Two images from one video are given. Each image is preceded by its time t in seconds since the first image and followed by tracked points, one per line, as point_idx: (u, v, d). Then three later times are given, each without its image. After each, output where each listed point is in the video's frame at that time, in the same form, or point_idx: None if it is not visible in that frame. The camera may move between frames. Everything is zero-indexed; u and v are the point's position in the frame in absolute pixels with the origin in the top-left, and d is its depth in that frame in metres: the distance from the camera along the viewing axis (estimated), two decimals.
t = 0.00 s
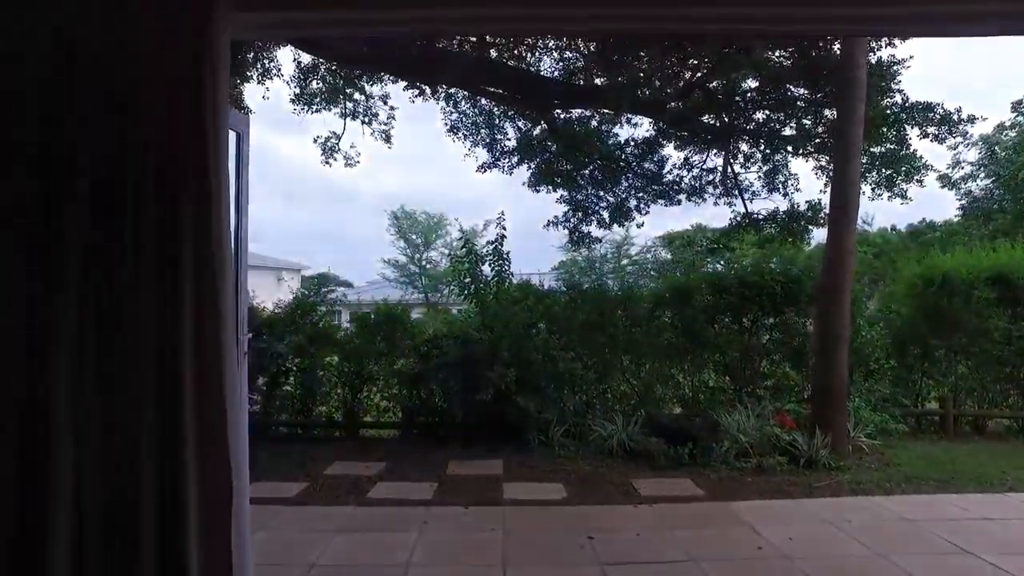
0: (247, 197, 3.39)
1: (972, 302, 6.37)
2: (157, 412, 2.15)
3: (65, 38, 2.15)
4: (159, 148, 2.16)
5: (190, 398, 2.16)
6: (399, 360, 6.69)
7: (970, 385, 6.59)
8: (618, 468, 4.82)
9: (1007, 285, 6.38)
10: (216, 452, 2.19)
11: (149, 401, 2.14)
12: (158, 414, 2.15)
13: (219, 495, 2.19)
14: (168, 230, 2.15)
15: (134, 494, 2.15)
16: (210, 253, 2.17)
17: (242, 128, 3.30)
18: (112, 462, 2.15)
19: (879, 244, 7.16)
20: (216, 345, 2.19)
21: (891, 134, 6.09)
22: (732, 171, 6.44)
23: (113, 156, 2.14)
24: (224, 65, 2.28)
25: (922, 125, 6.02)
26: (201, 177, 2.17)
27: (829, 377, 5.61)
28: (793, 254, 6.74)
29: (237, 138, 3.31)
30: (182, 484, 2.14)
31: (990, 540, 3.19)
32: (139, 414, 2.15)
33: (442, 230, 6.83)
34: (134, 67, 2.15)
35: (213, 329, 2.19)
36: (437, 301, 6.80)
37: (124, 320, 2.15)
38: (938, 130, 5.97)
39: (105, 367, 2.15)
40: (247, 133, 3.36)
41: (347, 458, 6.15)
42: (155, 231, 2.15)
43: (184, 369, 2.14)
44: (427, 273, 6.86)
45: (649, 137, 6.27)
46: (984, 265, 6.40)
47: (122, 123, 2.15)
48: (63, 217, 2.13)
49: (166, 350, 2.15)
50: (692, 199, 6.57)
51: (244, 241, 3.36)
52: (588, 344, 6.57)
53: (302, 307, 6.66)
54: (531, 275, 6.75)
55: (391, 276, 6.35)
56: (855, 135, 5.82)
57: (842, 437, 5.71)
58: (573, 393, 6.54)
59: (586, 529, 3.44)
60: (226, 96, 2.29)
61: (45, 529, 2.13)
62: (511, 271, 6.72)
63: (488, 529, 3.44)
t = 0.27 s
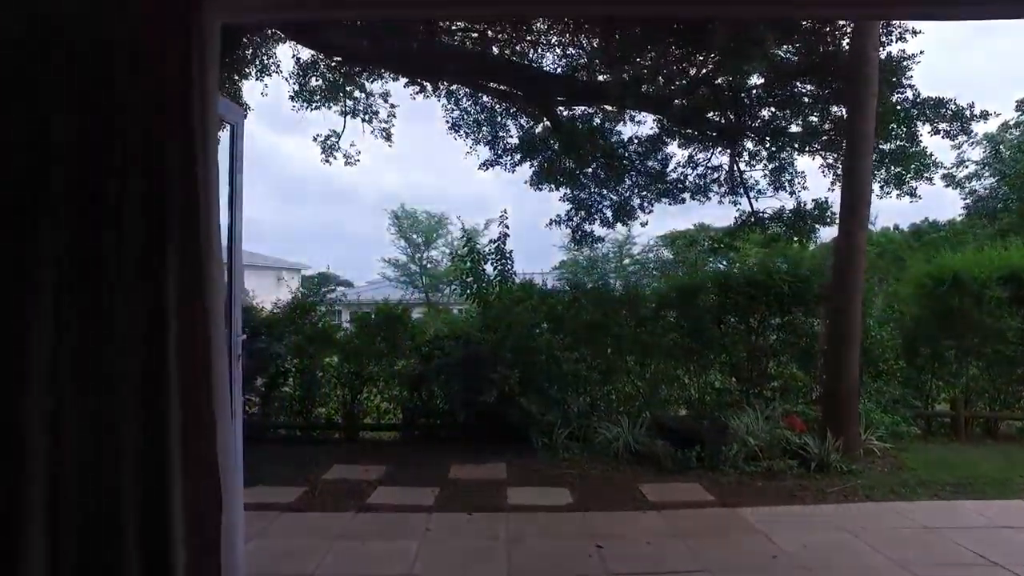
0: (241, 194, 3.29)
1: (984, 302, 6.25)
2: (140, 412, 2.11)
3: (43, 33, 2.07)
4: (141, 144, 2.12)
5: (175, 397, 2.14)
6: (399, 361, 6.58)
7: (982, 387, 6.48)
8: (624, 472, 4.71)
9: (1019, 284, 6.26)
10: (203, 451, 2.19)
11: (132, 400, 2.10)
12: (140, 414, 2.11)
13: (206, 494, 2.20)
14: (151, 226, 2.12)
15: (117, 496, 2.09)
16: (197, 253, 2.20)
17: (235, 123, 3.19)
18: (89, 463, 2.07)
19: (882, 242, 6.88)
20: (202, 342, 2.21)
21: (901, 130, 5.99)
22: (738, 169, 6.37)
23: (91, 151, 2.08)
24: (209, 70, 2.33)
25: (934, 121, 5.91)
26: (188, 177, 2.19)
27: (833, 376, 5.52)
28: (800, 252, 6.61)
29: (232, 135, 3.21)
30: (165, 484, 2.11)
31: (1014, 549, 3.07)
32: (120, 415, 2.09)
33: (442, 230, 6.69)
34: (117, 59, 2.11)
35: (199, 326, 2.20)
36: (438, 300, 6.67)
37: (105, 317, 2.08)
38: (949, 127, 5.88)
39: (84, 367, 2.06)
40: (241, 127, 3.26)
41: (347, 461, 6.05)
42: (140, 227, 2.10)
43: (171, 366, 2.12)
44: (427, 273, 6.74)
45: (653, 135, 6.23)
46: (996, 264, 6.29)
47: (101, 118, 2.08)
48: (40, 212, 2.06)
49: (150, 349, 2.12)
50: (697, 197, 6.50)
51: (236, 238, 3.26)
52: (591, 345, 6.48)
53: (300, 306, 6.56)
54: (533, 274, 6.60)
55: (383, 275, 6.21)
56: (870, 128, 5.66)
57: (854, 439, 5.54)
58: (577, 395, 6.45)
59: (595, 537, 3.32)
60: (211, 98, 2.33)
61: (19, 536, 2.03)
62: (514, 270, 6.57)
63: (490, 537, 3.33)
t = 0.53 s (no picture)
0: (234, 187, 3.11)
1: (998, 301, 6.12)
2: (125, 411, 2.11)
3: (42, 33, 2.09)
4: (128, 141, 2.09)
5: (157, 398, 2.11)
6: (400, 361, 6.44)
7: (996, 388, 6.35)
8: (631, 477, 4.58)
9: None
10: (189, 453, 2.15)
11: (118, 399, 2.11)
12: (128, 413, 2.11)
13: (194, 496, 2.15)
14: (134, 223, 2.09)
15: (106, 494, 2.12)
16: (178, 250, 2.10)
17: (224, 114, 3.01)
18: (79, 460, 2.11)
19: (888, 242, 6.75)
20: (184, 343, 2.12)
21: (913, 125, 5.84)
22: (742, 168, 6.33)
23: (82, 152, 2.09)
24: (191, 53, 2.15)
25: (948, 116, 5.74)
26: (167, 172, 2.09)
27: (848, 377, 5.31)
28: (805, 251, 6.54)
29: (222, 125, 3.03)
30: (148, 484, 2.10)
31: None
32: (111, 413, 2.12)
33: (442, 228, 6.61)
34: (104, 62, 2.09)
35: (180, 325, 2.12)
36: (439, 300, 6.53)
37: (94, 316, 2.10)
38: (962, 122, 5.71)
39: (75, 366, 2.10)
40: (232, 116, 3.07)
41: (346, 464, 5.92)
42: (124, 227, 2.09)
43: (150, 365, 2.10)
44: (428, 274, 6.63)
45: (656, 130, 6.38)
46: (1011, 262, 6.15)
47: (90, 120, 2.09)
48: (29, 210, 2.10)
49: (133, 348, 2.10)
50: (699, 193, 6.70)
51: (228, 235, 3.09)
52: (596, 346, 6.34)
53: (298, 306, 6.43)
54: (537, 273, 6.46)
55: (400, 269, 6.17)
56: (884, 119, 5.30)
57: (869, 444, 5.20)
58: (582, 396, 6.31)
59: (604, 546, 3.19)
60: (197, 86, 2.18)
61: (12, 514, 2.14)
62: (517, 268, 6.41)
63: (496, 546, 3.20)
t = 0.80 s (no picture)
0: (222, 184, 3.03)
1: (1015, 301, 5.98)
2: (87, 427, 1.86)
3: None
4: (87, 123, 1.85)
5: (129, 408, 1.89)
6: (400, 362, 6.29)
7: (1012, 390, 6.22)
8: (639, 483, 4.44)
9: None
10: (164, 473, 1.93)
11: (79, 414, 1.86)
12: (89, 430, 1.87)
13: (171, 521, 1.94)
14: (97, 217, 1.85)
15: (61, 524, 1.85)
16: (152, 244, 1.90)
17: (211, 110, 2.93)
18: (33, 484, 1.85)
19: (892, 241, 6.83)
20: (159, 348, 1.92)
21: (926, 121, 5.71)
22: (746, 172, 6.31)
23: (32, 133, 1.82)
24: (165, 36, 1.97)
25: (963, 111, 5.59)
26: (140, 159, 1.88)
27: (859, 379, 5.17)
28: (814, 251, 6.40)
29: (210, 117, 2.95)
30: (119, 512, 1.87)
31: None
32: (69, 431, 1.86)
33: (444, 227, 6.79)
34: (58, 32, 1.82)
35: (154, 328, 1.91)
36: (440, 301, 6.47)
37: (49, 323, 1.84)
38: (977, 117, 5.53)
39: (32, 373, 1.84)
40: (220, 111, 2.99)
41: (346, 469, 5.77)
42: (84, 220, 1.84)
43: (120, 378, 1.88)
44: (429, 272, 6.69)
45: (659, 131, 7.87)
46: None
47: (41, 100, 1.82)
48: None
49: (98, 356, 1.87)
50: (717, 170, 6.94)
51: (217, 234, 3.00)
52: (601, 346, 6.20)
53: (297, 306, 6.31)
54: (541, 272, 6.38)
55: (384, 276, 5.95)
56: (897, 114, 5.11)
57: (884, 447, 5.05)
58: (586, 399, 6.15)
59: (616, 560, 3.07)
60: (171, 67, 1.98)
61: None
62: (521, 267, 6.28)
63: (503, 559, 3.08)
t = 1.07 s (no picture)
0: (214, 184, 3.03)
1: None
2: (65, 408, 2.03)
3: None
4: (67, 133, 2.00)
5: (106, 393, 2.04)
6: (400, 363, 6.19)
7: None
8: (645, 487, 4.34)
9: None
10: (134, 453, 2.05)
11: (55, 401, 2.02)
12: (69, 413, 2.03)
13: (140, 501, 2.05)
14: (73, 220, 2.00)
15: (39, 497, 2.02)
16: (122, 242, 2.01)
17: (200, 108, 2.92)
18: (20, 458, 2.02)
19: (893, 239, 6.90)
20: (128, 341, 2.04)
21: (939, 117, 5.59)
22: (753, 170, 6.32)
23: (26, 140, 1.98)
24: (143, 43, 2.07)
25: (976, 107, 5.48)
26: (110, 164, 2.01)
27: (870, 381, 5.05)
28: (821, 250, 6.29)
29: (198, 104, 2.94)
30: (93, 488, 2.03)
31: None
32: (51, 413, 2.02)
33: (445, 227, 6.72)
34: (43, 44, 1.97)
35: (123, 322, 2.03)
36: (442, 300, 6.35)
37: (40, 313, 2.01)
38: (989, 113, 5.44)
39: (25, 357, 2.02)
40: (208, 108, 2.99)
41: (344, 472, 5.65)
42: (61, 218, 2.00)
43: (99, 364, 2.03)
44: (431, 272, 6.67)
45: (665, 128, 7.86)
46: None
47: (38, 110, 1.98)
48: None
49: (75, 347, 2.03)
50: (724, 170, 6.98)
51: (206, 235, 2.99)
52: (604, 346, 6.10)
53: (296, 306, 6.21)
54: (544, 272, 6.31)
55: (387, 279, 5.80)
56: (911, 106, 5.00)
57: (897, 451, 4.93)
58: (589, 399, 6.03)
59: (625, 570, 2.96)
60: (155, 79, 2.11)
61: None
62: (523, 267, 6.17)
63: (508, 568, 2.98)
